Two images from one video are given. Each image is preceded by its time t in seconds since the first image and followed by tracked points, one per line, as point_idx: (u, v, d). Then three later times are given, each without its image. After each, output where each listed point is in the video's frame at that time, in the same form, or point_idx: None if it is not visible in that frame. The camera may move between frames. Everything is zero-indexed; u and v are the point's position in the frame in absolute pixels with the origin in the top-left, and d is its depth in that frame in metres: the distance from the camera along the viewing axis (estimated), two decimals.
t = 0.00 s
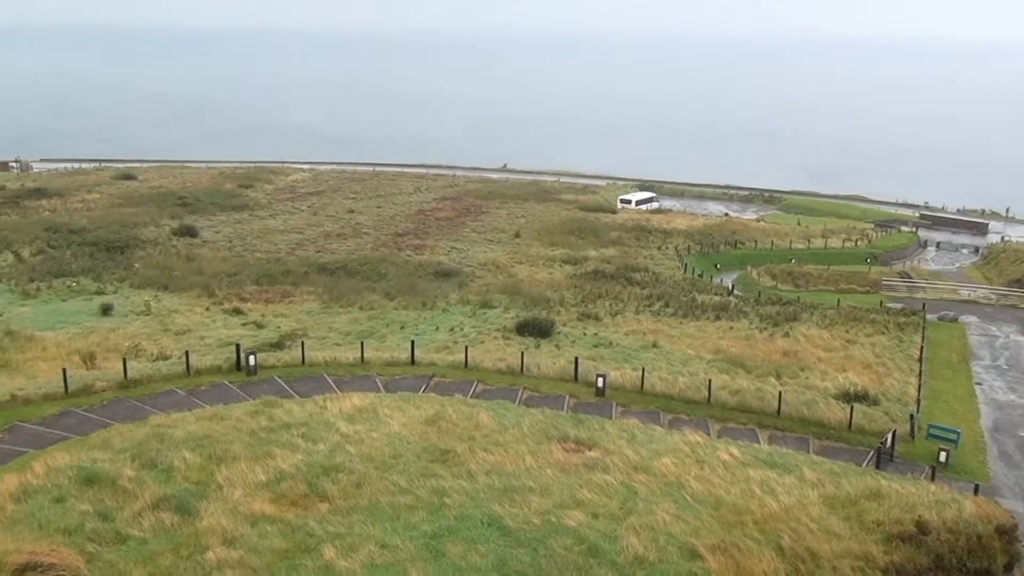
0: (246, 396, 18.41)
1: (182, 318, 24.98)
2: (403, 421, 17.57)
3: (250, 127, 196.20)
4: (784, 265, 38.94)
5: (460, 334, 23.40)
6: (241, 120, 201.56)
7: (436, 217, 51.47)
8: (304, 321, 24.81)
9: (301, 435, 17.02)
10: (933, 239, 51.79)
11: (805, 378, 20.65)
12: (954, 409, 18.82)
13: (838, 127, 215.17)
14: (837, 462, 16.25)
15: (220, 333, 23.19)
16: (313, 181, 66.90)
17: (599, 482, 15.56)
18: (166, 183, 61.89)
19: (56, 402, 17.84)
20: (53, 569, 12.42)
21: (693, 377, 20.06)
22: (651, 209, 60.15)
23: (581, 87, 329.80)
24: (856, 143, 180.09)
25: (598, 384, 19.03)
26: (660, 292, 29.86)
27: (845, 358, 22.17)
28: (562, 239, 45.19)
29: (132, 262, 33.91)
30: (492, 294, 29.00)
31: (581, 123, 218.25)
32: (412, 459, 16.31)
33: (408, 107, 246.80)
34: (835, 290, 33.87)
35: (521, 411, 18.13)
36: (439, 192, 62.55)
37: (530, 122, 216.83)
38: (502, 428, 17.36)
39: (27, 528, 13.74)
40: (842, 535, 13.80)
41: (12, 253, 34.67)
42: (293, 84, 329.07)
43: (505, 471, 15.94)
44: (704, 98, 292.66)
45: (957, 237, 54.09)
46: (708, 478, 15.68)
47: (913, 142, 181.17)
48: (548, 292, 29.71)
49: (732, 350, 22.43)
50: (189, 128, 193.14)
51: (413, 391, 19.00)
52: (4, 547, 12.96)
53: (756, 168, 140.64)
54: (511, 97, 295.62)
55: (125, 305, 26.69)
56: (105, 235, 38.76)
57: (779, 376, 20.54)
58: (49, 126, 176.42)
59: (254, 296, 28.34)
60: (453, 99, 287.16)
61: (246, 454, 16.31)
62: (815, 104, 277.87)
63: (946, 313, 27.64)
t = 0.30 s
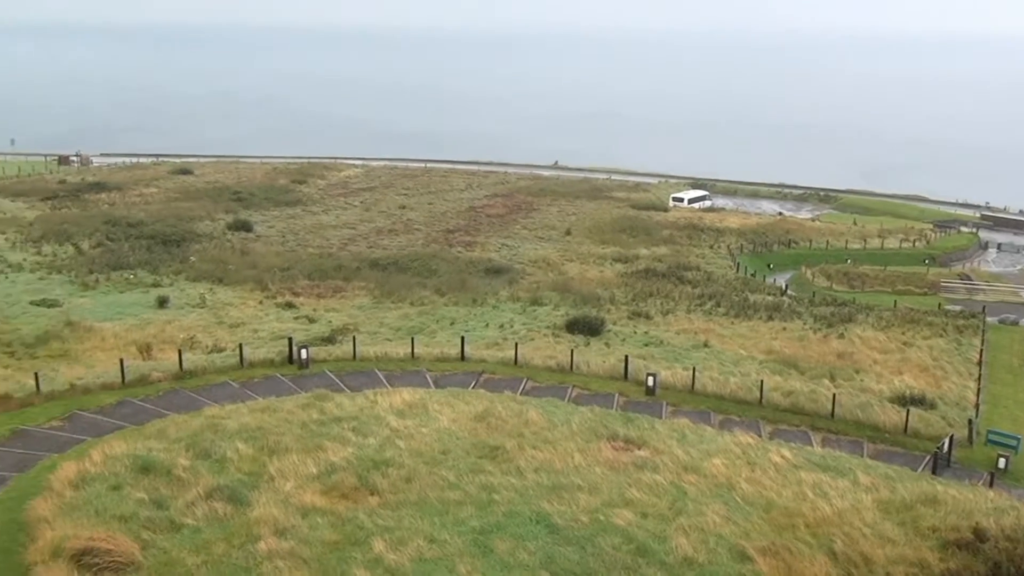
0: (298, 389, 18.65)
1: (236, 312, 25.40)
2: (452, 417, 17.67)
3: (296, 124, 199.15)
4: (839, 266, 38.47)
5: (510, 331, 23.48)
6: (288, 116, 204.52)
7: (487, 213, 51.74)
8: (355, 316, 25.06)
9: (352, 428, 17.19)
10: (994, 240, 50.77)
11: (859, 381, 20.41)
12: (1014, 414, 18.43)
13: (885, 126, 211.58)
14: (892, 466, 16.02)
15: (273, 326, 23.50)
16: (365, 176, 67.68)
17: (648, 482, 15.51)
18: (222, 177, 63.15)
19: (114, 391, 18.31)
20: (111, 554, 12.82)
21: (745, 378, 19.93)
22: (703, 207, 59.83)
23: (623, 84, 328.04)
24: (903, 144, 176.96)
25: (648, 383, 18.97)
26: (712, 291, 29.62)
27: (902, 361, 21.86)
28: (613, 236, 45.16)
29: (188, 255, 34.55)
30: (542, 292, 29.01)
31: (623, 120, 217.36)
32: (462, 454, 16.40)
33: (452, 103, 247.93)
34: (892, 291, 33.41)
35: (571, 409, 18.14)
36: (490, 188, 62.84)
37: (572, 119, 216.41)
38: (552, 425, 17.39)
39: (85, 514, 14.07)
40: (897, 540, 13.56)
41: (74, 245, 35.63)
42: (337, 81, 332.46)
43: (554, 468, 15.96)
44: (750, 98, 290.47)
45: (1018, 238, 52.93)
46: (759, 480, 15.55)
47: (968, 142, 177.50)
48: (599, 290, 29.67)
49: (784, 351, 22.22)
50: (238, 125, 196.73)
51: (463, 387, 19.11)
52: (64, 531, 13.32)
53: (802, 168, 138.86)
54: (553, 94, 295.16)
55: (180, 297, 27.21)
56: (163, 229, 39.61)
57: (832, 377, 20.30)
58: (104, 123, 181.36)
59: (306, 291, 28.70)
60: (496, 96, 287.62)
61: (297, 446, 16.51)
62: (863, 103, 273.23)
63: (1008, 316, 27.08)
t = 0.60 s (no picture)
0: (366, 385, 18.92)
1: (306, 307, 26.06)
2: (518, 415, 17.78)
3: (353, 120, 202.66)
4: (915, 270, 37.83)
5: (577, 331, 23.53)
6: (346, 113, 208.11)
7: (555, 212, 52.14)
8: (423, 314, 25.37)
9: (419, 424, 17.36)
10: None
11: (935, 388, 20.00)
12: None
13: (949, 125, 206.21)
14: (969, 476, 15.68)
15: (341, 322, 23.86)
16: (432, 174, 68.62)
17: (715, 485, 15.39)
18: (293, 174, 64.76)
19: (188, 384, 18.96)
20: (182, 542, 13.09)
21: (815, 383, 19.74)
22: (774, 208, 59.23)
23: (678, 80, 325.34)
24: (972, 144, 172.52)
25: (716, 386, 18.90)
26: (782, 294, 29.53)
27: (980, 368, 21.39)
28: (682, 237, 45.26)
29: (259, 251, 35.87)
30: (609, 292, 29.28)
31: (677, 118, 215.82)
32: (527, 454, 16.48)
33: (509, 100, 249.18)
34: (972, 297, 32.79)
35: (637, 409, 18.14)
36: (557, 186, 63.18)
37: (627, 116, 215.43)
38: (618, 426, 17.41)
39: (160, 502, 14.43)
40: (973, 552, 13.21)
41: (150, 239, 37.16)
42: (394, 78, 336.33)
43: (619, 470, 15.94)
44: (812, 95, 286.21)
45: None
46: (829, 486, 15.32)
47: None
48: (666, 292, 29.88)
49: (857, 356, 21.95)
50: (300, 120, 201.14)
51: (529, 386, 19.19)
52: (137, 519, 13.60)
53: (864, 167, 136.18)
54: (607, 91, 294.01)
55: (252, 292, 28.14)
56: (235, 225, 41.14)
57: (907, 383, 19.96)
58: (172, 119, 187.42)
59: (375, 287, 29.51)
60: (550, 94, 287.81)
61: (365, 441, 16.72)
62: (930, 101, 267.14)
63: None
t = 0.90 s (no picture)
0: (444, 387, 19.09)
1: (387, 307, 27.87)
2: (596, 420, 17.78)
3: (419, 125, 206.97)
4: (1014, 279, 36.86)
5: (656, 336, 24.23)
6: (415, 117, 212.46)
7: (638, 216, 52.83)
8: (502, 315, 26.68)
9: (496, 427, 17.43)
10: None
11: None
12: None
13: None
14: None
15: (422, 324, 25.12)
16: (514, 176, 69.71)
17: (796, 496, 15.05)
18: (376, 175, 66.76)
19: (271, 379, 19.66)
20: (263, 537, 13.21)
21: (904, 395, 19.57)
22: (863, 214, 58.30)
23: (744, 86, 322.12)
24: None
25: (800, 395, 18.75)
26: (870, 302, 29.90)
27: None
28: (766, 243, 45.50)
29: (342, 250, 38.68)
30: (691, 296, 30.45)
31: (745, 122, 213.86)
32: (605, 459, 16.40)
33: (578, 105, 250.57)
34: None
35: (718, 417, 18.04)
36: (640, 190, 63.58)
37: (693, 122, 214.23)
38: (697, 433, 17.30)
39: (241, 496, 14.66)
40: None
41: (237, 238, 40.05)
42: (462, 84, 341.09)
43: (698, 478, 15.73)
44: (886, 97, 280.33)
45: None
46: (917, 502, 14.86)
47: None
48: (749, 297, 30.76)
49: (949, 367, 21.75)
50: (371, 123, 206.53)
51: (608, 391, 19.20)
52: (220, 512, 13.79)
53: (943, 172, 132.74)
54: (674, 94, 292.72)
55: (335, 290, 30.37)
56: (320, 225, 44.17)
57: (1002, 398, 19.53)
58: (250, 121, 194.66)
59: (455, 288, 31.48)
60: (615, 96, 288.17)
61: (443, 442, 16.82)
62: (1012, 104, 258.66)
63: None
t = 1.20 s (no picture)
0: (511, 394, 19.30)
1: (454, 311, 30.01)
2: (663, 430, 17.75)
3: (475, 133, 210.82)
4: None
5: (726, 345, 25.34)
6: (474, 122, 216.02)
7: (709, 225, 53.08)
8: (570, 323, 28.58)
9: (562, 434, 17.45)
10: None
11: None
12: None
13: None
14: None
15: (488, 329, 26.91)
16: (585, 184, 70.68)
17: (868, 513, 14.68)
18: (448, 182, 68.70)
19: (340, 381, 20.41)
20: (330, 536, 13.28)
21: (984, 411, 19.48)
22: (943, 224, 57.12)
23: (804, 94, 318.32)
24: None
25: (875, 409, 18.65)
26: (949, 314, 30.44)
27: None
28: (841, 253, 45.26)
29: (412, 255, 41.49)
30: (762, 305, 31.62)
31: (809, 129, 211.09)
32: (671, 469, 16.26)
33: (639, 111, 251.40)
34: None
35: (788, 430, 17.95)
36: (711, 198, 63.65)
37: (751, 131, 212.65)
38: (766, 445, 17.14)
39: (308, 495, 14.75)
40: None
41: (309, 242, 43.12)
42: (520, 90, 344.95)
43: (767, 491, 15.47)
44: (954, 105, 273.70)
45: None
46: (996, 523, 14.39)
47: None
48: (823, 307, 31.62)
49: None
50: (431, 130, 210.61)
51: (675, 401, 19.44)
52: (288, 511, 13.89)
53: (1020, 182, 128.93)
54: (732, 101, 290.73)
55: (403, 295, 32.89)
56: (390, 229, 46.75)
57: None
58: (314, 125, 200.80)
59: (522, 294, 33.77)
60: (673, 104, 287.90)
61: (508, 448, 16.86)
62: None
63: None
